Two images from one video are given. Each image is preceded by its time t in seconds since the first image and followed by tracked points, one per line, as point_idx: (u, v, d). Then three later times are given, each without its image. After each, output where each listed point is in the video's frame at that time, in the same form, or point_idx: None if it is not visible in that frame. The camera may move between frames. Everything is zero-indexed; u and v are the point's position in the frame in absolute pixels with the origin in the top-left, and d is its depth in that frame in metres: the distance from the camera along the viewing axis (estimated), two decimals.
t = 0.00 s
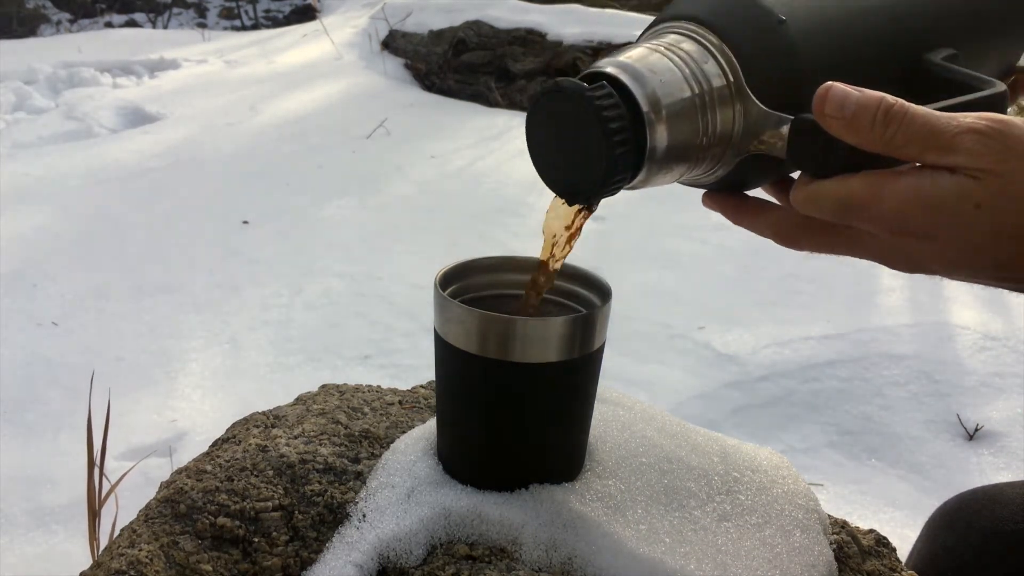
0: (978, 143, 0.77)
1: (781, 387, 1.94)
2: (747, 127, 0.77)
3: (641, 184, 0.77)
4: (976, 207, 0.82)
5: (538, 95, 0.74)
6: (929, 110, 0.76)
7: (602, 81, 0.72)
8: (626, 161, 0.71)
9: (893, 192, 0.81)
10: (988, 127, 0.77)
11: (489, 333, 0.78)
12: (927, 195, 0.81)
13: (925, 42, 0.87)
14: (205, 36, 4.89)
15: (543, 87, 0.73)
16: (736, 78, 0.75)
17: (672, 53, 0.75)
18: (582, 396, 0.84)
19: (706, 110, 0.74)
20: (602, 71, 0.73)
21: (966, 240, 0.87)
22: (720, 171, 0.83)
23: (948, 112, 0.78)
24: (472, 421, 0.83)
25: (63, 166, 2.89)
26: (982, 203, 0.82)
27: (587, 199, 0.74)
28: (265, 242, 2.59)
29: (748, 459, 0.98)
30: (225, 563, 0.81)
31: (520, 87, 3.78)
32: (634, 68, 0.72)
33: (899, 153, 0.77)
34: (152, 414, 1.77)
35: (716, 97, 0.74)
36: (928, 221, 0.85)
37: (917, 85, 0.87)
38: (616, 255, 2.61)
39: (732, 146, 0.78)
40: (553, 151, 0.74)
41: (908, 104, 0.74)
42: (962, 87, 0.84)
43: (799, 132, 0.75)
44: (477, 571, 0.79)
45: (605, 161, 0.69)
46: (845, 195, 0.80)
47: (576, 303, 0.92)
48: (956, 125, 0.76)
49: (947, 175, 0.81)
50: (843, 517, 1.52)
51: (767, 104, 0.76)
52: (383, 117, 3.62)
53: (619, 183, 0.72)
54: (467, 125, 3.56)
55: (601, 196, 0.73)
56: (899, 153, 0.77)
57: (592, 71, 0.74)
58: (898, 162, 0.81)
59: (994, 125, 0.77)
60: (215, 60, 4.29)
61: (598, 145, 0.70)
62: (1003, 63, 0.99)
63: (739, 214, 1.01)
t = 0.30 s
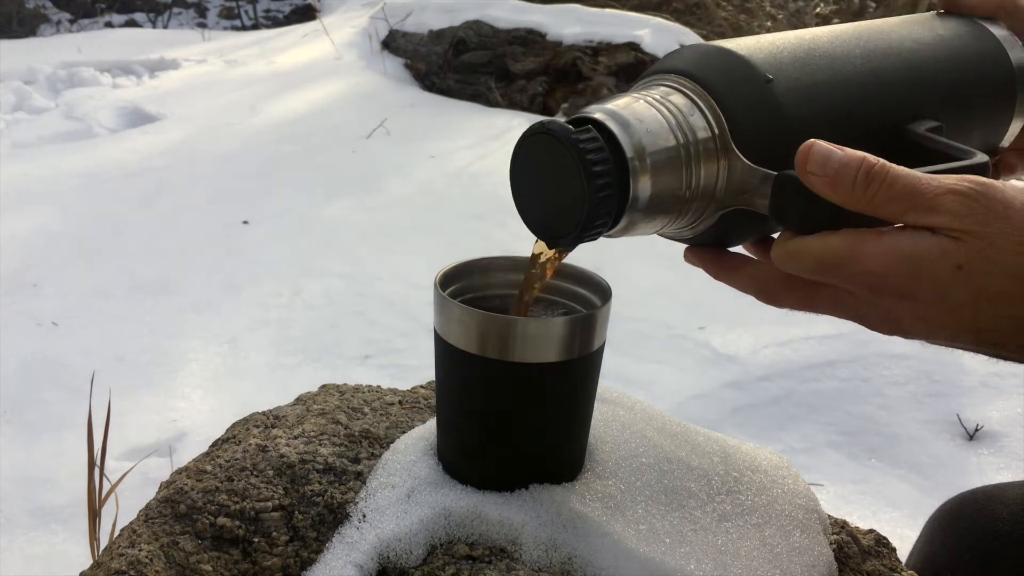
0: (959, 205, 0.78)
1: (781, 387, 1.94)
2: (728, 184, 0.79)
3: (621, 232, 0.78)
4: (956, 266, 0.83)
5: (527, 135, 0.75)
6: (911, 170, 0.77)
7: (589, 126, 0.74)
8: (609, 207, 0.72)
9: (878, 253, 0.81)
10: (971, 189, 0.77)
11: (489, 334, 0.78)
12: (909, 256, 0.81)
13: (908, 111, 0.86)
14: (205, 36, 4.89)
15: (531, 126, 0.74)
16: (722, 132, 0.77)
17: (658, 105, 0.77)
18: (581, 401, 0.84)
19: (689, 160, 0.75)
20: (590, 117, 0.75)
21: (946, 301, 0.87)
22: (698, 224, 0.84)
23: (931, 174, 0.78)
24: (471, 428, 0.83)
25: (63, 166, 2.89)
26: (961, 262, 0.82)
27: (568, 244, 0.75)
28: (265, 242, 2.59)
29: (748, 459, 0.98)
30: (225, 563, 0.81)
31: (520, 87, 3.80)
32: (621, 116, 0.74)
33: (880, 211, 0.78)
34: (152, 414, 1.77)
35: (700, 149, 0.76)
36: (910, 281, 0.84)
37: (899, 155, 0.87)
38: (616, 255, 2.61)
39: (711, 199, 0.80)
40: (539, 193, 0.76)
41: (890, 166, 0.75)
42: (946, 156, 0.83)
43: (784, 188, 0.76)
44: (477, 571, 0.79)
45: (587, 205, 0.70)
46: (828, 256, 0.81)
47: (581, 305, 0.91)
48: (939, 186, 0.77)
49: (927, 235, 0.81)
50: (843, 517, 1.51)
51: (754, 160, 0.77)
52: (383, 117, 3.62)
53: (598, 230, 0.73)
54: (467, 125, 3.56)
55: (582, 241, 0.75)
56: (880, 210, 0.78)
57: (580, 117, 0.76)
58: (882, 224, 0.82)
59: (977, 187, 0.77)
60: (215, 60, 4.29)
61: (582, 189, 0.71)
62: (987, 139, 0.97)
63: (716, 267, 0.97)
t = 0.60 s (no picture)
0: (956, 206, 0.76)
1: (782, 387, 1.94)
2: (724, 191, 0.78)
3: (609, 217, 0.77)
4: (951, 270, 0.78)
5: (535, 100, 0.75)
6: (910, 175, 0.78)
7: (597, 101, 0.74)
8: (602, 179, 0.71)
9: (872, 253, 0.79)
10: (969, 192, 0.76)
11: (489, 334, 0.78)
12: (907, 258, 0.78)
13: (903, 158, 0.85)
14: (205, 37, 4.89)
15: (541, 92, 0.74)
16: (726, 135, 0.76)
17: (669, 95, 0.77)
18: (581, 403, 0.84)
19: (690, 152, 0.74)
20: (600, 93, 0.75)
21: (951, 318, 0.82)
22: (688, 227, 0.82)
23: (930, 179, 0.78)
24: (469, 424, 0.83)
25: (63, 166, 2.89)
26: (958, 264, 0.78)
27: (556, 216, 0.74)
28: (265, 242, 2.59)
29: (748, 459, 0.98)
30: (225, 563, 0.81)
31: (520, 87, 3.82)
32: (630, 96, 0.74)
33: (876, 213, 0.78)
34: (152, 414, 1.77)
35: (703, 144, 0.75)
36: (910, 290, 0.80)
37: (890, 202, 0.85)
38: (617, 255, 2.61)
39: (705, 201, 0.78)
40: (536, 159, 0.75)
41: (888, 168, 0.76)
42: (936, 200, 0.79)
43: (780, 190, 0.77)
44: (477, 571, 0.79)
45: (580, 172, 0.70)
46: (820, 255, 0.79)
47: (574, 303, 0.91)
48: (934, 188, 0.77)
49: (923, 236, 0.78)
50: (843, 517, 1.51)
51: (754, 161, 0.77)
52: (383, 117, 3.62)
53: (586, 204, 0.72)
54: (467, 125, 3.56)
55: (568, 213, 0.73)
56: (876, 213, 0.78)
57: (591, 93, 0.76)
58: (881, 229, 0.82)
59: (974, 191, 0.76)
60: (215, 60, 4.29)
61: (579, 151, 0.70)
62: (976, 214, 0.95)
63: (709, 280, 0.89)
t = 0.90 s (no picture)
0: (972, 173, 0.71)
1: (782, 388, 1.94)
2: (727, 176, 0.75)
3: (605, 182, 0.73)
4: (968, 237, 0.70)
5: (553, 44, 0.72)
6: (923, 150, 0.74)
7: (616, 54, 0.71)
8: (609, 127, 0.68)
9: (887, 221, 0.71)
10: (983, 161, 0.72)
11: (489, 334, 0.78)
12: (922, 227, 0.70)
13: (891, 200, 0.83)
14: (205, 37, 4.89)
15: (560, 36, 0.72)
16: (737, 118, 0.74)
17: (685, 70, 0.75)
18: (582, 404, 0.84)
19: (699, 127, 0.71)
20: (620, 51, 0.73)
21: (973, 299, 0.72)
22: (682, 212, 0.78)
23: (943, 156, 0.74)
24: (468, 424, 0.83)
25: (63, 166, 2.89)
26: (975, 230, 0.70)
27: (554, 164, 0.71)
28: (265, 242, 2.59)
29: (748, 460, 0.98)
30: (225, 563, 0.81)
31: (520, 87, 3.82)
32: (648, 59, 0.72)
33: (890, 186, 0.73)
34: (152, 415, 1.77)
35: (715, 122, 0.72)
36: (929, 265, 0.71)
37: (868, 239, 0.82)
38: (617, 255, 2.61)
39: (703, 185, 0.75)
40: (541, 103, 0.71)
41: (902, 140, 0.73)
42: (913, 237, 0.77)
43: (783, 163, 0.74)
44: (477, 572, 0.79)
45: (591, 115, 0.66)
46: (831, 222, 0.72)
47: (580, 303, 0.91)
48: (948, 158, 0.72)
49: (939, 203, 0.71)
50: (843, 517, 1.51)
51: (762, 139, 0.75)
52: (383, 117, 3.62)
53: (590, 154, 0.69)
54: (468, 125, 3.56)
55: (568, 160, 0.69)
56: (890, 188, 0.73)
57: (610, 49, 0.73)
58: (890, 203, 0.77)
59: (987, 161, 0.72)
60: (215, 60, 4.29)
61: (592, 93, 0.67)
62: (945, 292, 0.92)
63: (701, 267, 0.83)
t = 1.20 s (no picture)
0: (1005, 96, 0.64)
1: (782, 388, 1.94)
2: (730, 125, 0.70)
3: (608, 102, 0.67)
4: (1000, 155, 0.61)
5: None
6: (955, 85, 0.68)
7: None
8: (630, 31, 0.63)
9: (909, 143, 0.62)
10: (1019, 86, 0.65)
11: (489, 334, 0.78)
12: (949, 146, 0.61)
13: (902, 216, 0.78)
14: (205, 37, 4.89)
15: None
16: (751, 65, 0.70)
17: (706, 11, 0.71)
18: (582, 403, 0.84)
19: (711, 69, 0.68)
20: None
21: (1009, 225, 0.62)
22: (675, 161, 0.73)
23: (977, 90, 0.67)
24: (468, 422, 0.83)
25: (63, 167, 2.89)
26: (1007, 148, 0.61)
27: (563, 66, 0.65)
28: (265, 241, 2.59)
29: (749, 460, 0.98)
30: (225, 563, 0.81)
31: (520, 87, 3.82)
32: None
33: (916, 117, 0.66)
34: (152, 414, 1.77)
35: (729, 67, 0.68)
36: (958, 191, 0.62)
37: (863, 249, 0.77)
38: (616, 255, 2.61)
39: (705, 132, 0.70)
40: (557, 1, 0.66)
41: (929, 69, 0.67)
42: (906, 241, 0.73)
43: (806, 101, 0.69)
44: (477, 571, 0.79)
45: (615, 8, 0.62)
46: (845, 148, 0.63)
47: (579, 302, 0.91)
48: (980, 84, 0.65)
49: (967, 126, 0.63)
50: (843, 517, 1.50)
51: (773, 78, 0.71)
52: (383, 117, 3.62)
53: (605, 55, 0.63)
54: (468, 125, 3.57)
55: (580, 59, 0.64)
56: (918, 121, 0.66)
57: None
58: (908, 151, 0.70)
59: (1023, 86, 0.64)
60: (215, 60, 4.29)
61: None
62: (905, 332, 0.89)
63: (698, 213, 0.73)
